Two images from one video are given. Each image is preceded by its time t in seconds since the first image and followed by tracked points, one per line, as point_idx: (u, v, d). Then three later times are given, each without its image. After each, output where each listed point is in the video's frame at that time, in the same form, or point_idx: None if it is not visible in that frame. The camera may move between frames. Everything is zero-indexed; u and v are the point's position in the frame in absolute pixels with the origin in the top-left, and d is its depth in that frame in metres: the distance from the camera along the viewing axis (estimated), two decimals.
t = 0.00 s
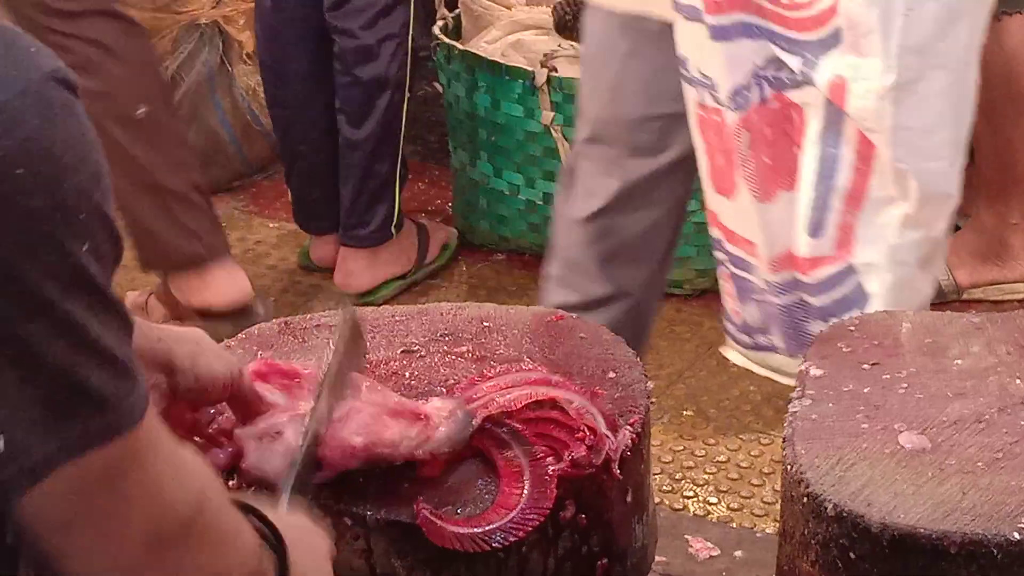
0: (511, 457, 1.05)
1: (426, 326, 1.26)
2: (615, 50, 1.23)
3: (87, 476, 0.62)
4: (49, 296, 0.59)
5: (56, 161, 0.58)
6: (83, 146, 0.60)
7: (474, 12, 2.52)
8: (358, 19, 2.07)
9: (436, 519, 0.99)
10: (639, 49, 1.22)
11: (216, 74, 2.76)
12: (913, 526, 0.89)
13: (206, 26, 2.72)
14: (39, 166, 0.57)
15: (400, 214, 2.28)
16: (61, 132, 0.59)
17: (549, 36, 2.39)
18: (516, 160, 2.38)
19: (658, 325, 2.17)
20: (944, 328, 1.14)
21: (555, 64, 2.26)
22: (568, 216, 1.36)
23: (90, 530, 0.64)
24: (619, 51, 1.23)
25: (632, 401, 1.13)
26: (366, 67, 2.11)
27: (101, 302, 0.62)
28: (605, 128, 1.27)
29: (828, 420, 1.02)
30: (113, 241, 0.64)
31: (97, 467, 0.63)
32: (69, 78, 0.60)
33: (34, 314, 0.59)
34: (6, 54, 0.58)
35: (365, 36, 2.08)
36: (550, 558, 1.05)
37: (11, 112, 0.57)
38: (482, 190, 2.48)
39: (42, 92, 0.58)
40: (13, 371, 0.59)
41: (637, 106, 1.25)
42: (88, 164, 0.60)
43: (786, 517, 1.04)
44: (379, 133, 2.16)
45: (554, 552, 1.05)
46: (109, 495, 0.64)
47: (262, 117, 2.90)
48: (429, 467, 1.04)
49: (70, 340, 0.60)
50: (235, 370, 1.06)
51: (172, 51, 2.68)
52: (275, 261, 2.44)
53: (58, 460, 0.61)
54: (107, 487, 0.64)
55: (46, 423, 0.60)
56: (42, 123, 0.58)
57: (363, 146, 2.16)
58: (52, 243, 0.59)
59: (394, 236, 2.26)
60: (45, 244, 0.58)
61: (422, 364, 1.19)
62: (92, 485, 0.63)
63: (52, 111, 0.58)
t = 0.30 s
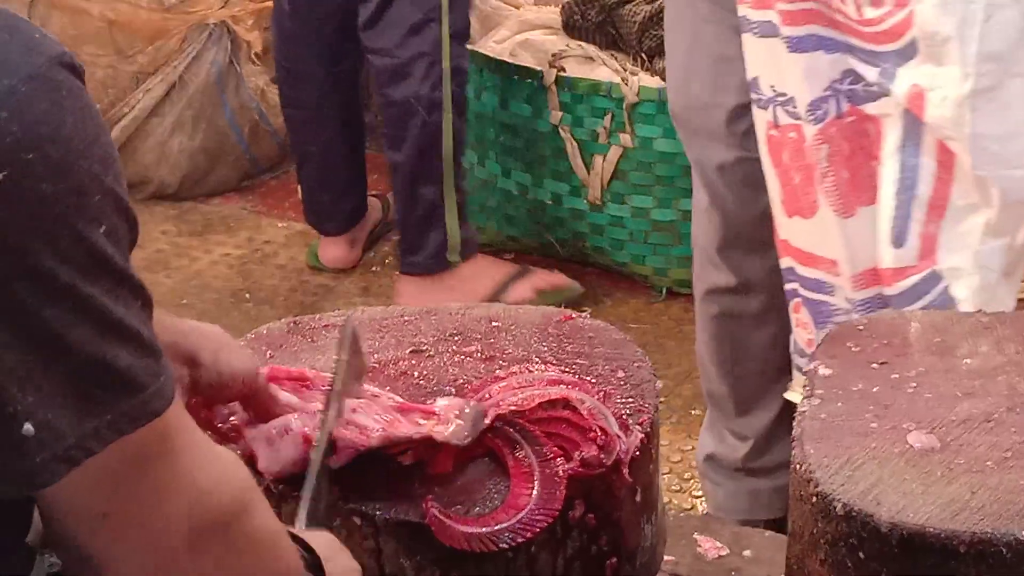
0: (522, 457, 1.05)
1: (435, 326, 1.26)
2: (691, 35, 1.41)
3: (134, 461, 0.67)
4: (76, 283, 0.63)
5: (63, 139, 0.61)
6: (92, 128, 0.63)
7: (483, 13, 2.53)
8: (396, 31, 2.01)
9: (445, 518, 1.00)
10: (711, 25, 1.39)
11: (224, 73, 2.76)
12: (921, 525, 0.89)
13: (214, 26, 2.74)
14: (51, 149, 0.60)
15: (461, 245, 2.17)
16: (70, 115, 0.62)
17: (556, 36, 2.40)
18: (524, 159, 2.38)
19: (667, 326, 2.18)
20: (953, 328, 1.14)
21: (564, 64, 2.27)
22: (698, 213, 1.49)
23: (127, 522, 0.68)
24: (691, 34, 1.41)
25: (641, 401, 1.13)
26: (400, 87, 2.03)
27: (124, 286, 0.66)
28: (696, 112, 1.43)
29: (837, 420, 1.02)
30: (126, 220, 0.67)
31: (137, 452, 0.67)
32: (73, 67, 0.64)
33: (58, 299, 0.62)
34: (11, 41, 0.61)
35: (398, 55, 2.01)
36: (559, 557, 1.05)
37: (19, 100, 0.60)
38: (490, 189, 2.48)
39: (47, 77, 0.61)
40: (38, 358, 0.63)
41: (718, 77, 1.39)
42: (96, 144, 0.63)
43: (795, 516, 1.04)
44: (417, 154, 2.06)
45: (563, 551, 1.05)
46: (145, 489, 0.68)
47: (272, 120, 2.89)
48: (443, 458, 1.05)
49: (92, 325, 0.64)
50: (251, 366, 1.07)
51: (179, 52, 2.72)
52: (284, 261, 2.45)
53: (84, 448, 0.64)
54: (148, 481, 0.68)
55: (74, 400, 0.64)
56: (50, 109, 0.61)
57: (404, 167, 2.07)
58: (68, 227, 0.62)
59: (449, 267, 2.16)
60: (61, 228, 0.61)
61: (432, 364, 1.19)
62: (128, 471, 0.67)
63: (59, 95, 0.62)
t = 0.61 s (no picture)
0: (529, 457, 1.05)
1: (442, 326, 1.26)
2: (711, 30, 1.41)
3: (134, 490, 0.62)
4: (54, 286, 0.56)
5: (34, 129, 0.56)
6: (73, 120, 0.58)
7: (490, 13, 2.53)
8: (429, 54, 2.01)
9: (453, 519, 1.00)
10: (732, 22, 1.39)
11: (231, 74, 2.77)
12: (929, 526, 0.89)
13: (220, 27, 2.73)
14: (21, 142, 0.55)
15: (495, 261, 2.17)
16: (42, 104, 0.57)
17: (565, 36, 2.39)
18: (531, 159, 2.38)
19: (674, 326, 2.18)
20: (961, 328, 1.14)
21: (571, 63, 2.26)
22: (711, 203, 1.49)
23: (122, 543, 0.64)
24: (711, 29, 1.41)
25: (649, 402, 1.13)
26: (441, 111, 2.05)
27: (111, 292, 0.59)
28: (715, 105, 1.43)
29: (844, 420, 1.02)
30: (115, 224, 0.61)
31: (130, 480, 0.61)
32: (52, 58, 0.59)
33: (38, 304, 0.56)
34: None
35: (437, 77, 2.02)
36: (566, 558, 1.05)
37: None
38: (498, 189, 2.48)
39: (20, 63, 0.56)
40: (27, 362, 0.57)
41: (739, 73, 1.40)
42: (76, 138, 0.58)
43: (802, 517, 1.04)
44: (457, 180, 2.07)
45: (571, 552, 1.05)
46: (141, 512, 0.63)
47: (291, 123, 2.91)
48: (444, 456, 1.05)
49: (78, 331, 0.57)
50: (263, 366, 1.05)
51: (186, 53, 2.72)
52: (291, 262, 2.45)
53: (73, 459, 0.58)
54: (148, 509, 0.63)
55: (62, 413, 0.58)
56: (23, 97, 0.56)
57: (445, 194, 2.09)
58: (44, 223, 0.56)
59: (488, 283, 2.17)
60: (36, 225, 0.56)
61: (439, 364, 1.19)
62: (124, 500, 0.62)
63: (32, 84, 0.57)
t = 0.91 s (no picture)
0: (535, 458, 1.05)
1: (448, 326, 1.26)
2: (718, 25, 1.41)
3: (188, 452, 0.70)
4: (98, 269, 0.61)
5: (86, 117, 0.60)
6: (118, 106, 0.63)
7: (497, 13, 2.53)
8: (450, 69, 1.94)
9: (459, 520, 1.00)
10: (737, 18, 1.39)
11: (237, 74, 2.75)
12: (935, 526, 0.89)
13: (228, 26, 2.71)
14: (76, 132, 0.60)
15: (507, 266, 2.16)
16: (91, 92, 0.61)
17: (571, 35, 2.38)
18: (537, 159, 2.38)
19: (680, 327, 2.18)
20: (967, 328, 1.14)
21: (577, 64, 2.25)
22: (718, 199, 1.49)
23: (150, 500, 0.71)
24: (718, 23, 1.41)
25: (655, 402, 1.13)
26: (468, 120, 1.97)
27: (154, 270, 0.64)
28: (722, 100, 1.43)
29: (851, 421, 1.02)
30: (153, 200, 0.66)
31: (178, 436, 0.68)
32: (100, 46, 0.64)
33: (86, 284, 0.61)
34: (34, 21, 0.61)
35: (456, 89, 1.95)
36: (572, 559, 1.05)
37: (43, 85, 0.59)
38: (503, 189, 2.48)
39: (71, 59, 0.61)
40: (76, 339, 0.62)
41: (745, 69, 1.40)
42: (117, 120, 0.63)
43: (808, 517, 1.04)
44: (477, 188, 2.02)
45: (577, 552, 1.04)
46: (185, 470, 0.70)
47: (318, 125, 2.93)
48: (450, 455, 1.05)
49: (119, 310, 0.62)
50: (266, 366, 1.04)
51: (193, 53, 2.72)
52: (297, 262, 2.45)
53: (118, 430, 0.63)
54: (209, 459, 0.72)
55: (103, 385, 0.63)
56: (75, 94, 0.60)
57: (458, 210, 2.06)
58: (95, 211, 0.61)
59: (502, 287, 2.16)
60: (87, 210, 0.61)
61: (445, 364, 1.19)
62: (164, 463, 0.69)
63: (82, 77, 0.61)
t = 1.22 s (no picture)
0: (542, 459, 1.05)
1: (454, 327, 1.26)
2: (720, 20, 1.41)
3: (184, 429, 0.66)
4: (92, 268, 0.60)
5: (68, 124, 0.59)
6: (96, 106, 0.61)
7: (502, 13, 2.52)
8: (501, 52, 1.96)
9: (465, 519, 0.99)
10: (737, 15, 1.39)
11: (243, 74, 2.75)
12: (941, 528, 0.89)
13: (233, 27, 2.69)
14: (59, 135, 0.58)
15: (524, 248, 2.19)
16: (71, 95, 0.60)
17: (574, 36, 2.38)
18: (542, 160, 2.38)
19: (685, 328, 2.18)
20: (973, 330, 1.14)
21: (583, 65, 2.25)
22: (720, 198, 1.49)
23: (162, 501, 0.66)
24: (721, 18, 1.41)
25: (661, 402, 1.13)
26: (522, 100, 2.01)
27: (144, 267, 0.64)
28: (723, 95, 1.43)
29: (857, 423, 1.02)
30: (137, 199, 0.65)
31: (171, 420, 0.65)
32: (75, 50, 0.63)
33: (76, 283, 0.59)
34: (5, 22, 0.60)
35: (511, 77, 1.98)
36: (578, 559, 1.05)
37: (19, 85, 0.58)
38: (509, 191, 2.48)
39: (51, 61, 0.60)
40: (58, 339, 0.60)
41: (745, 64, 1.40)
42: (100, 121, 0.61)
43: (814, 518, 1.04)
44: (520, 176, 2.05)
45: (583, 552, 1.05)
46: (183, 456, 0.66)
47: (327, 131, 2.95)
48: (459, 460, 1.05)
49: (111, 309, 0.61)
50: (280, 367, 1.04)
51: (198, 54, 2.72)
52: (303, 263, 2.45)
53: (107, 432, 0.62)
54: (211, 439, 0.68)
55: (100, 391, 0.61)
56: (52, 93, 0.59)
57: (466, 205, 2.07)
58: (86, 212, 0.59)
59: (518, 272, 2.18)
60: (78, 212, 0.59)
61: (450, 365, 1.20)
62: (161, 448, 0.65)
63: (59, 76, 0.60)
